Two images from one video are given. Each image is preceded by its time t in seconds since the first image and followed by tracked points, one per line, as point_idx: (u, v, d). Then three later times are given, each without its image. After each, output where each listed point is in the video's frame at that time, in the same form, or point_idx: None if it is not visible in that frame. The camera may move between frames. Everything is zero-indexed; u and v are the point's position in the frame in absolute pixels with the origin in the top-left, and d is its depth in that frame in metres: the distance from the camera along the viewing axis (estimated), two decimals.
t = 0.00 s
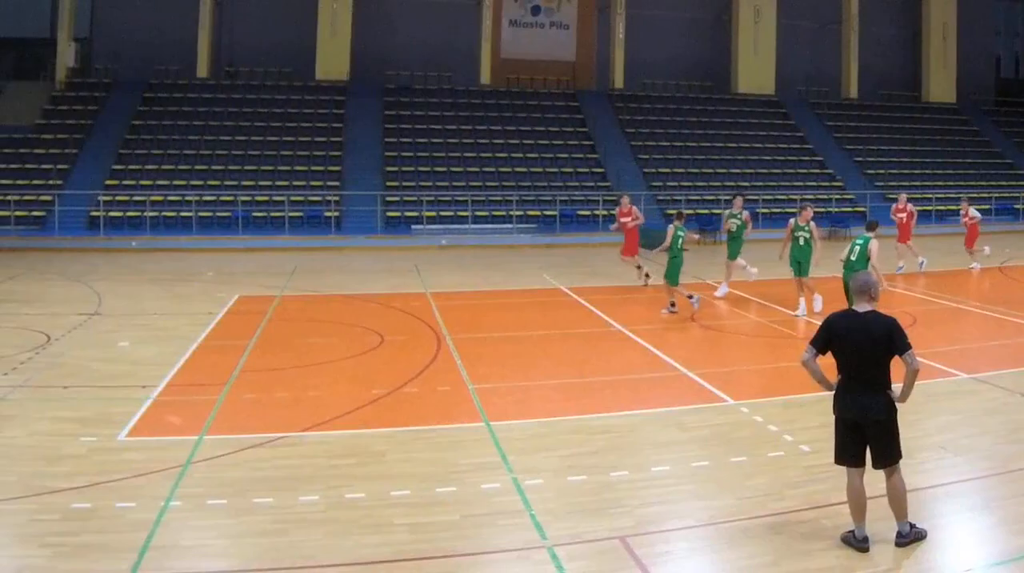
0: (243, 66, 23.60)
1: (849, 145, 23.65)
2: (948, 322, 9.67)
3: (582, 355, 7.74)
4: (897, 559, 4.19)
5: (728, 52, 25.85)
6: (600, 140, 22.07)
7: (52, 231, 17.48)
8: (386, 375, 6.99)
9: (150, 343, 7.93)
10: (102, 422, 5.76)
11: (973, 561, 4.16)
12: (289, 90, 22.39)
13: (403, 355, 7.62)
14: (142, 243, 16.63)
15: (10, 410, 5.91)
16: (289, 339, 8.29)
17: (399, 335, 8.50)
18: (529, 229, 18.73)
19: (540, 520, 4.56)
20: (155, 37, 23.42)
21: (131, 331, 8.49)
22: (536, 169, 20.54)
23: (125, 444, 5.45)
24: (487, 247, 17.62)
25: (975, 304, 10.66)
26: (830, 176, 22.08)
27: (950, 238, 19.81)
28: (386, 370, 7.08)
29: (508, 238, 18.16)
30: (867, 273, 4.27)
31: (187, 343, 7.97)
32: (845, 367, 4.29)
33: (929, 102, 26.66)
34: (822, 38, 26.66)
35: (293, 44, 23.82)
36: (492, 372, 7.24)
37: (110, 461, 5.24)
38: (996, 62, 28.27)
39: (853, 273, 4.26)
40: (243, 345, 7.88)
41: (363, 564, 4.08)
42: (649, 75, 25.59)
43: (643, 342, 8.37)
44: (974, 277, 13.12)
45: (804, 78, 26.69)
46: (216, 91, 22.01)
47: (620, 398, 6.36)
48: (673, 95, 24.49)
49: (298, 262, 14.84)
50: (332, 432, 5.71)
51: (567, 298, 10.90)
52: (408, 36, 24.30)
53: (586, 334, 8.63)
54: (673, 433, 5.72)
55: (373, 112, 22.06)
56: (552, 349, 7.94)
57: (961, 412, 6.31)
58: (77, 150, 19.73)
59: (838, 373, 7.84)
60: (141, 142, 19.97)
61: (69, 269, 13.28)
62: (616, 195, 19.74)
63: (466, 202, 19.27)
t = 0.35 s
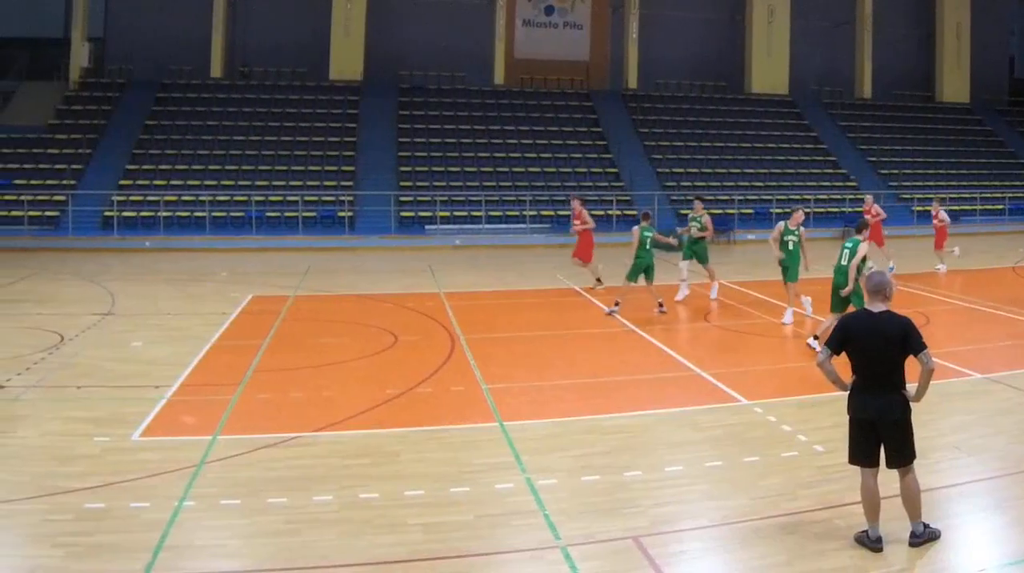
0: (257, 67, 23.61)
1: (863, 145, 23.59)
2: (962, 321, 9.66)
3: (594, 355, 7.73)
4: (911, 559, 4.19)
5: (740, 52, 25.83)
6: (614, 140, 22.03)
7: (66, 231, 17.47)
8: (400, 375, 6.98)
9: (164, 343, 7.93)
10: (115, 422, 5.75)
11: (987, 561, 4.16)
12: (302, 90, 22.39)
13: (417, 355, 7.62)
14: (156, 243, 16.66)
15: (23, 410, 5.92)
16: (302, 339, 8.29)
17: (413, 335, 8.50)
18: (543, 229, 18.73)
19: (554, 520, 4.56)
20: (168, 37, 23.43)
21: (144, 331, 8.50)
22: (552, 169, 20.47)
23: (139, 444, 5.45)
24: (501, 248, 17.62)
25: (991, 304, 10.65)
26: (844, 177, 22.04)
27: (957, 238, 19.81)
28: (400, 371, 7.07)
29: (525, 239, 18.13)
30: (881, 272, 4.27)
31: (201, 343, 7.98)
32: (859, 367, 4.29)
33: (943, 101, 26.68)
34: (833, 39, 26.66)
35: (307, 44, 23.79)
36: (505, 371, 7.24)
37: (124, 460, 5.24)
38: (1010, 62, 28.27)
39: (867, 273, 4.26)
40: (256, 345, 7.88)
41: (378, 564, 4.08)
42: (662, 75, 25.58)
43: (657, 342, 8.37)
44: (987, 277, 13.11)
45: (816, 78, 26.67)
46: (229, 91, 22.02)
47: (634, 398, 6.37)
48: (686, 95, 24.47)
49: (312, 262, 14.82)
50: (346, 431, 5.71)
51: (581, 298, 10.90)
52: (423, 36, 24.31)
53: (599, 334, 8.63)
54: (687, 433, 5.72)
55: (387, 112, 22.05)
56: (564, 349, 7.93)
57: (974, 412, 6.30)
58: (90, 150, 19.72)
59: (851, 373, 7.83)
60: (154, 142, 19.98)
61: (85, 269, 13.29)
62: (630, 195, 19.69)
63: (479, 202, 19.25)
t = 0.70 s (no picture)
0: (271, 67, 23.63)
1: (876, 145, 23.54)
2: (976, 321, 9.67)
3: (606, 354, 7.73)
4: (925, 559, 4.19)
5: (753, 51, 25.79)
6: (627, 140, 22.00)
7: (80, 231, 17.49)
8: (413, 375, 6.98)
9: (178, 343, 7.93)
10: (128, 422, 5.75)
11: (1001, 562, 4.16)
12: (315, 90, 22.42)
13: (431, 355, 7.63)
14: (170, 243, 16.70)
15: (36, 410, 5.92)
16: (315, 339, 8.30)
17: (427, 335, 8.50)
18: (556, 229, 18.74)
19: (567, 520, 4.56)
20: (181, 37, 23.44)
21: (157, 330, 8.50)
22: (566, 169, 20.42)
23: (151, 445, 5.44)
24: (514, 248, 17.63)
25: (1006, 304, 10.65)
26: (858, 176, 21.95)
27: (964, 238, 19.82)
28: (414, 371, 7.07)
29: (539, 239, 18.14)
30: (897, 272, 4.25)
31: (214, 343, 7.99)
32: (874, 367, 4.28)
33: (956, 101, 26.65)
34: (844, 39, 26.64)
35: (322, 44, 23.79)
36: (518, 371, 7.24)
37: (137, 460, 5.24)
38: None
39: (883, 272, 4.24)
40: (268, 345, 7.88)
41: (392, 564, 4.08)
42: (674, 75, 25.57)
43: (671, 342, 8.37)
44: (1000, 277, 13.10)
45: (829, 78, 26.65)
46: (242, 91, 22.02)
47: (647, 398, 6.36)
48: (700, 95, 24.41)
49: (325, 262, 14.83)
50: (359, 431, 5.72)
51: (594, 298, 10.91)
52: (438, 36, 24.33)
53: (610, 333, 8.64)
54: (699, 433, 5.72)
55: (400, 112, 22.05)
56: (576, 348, 7.93)
57: (986, 412, 6.30)
58: (103, 150, 19.72)
59: (865, 372, 7.82)
60: (168, 142, 19.99)
61: (101, 269, 13.31)
62: (643, 195, 19.63)
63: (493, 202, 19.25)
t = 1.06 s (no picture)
0: (284, 66, 23.62)
1: (891, 146, 23.53)
2: (989, 321, 9.67)
3: (618, 354, 7.73)
4: (939, 559, 4.18)
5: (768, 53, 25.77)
6: (641, 139, 21.99)
7: (93, 230, 17.52)
8: (425, 375, 6.97)
9: (191, 343, 7.93)
10: (142, 422, 5.76)
11: (1015, 562, 4.15)
12: (330, 90, 22.43)
13: (444, 355, 7.63)
14: (183, 243, 16.73)
15: (49, 410, 5.93)
16: (329, 339, 8.31)
17: (440, 335, 8.50)
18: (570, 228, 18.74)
19: (581, 520, 4.55)
20: (193, 37, 23.41)
21: (170, 331, 8.50)
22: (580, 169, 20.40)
23: (165, 445, 5.45)
24: (528, 248, 17.64)
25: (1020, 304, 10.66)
26: (872, 177, 21.91)
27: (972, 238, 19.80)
28: (428, 371, 7.08)
29: (553, 239, 18.14)
30: (910, 272, 4.24)
31: (228, 343, 8.00)
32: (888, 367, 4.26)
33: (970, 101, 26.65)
34: (857, 39, 26.60)
35: (336, 44, 23.77)
36: (531, 371, 7.24)
37: (151, 460, 5.24)
38: None
39: (897, 273, 4.23)
40: (282, 345, 7.89)
41: (407, 564, 4.08)
42: (689, 75, 25.54)
43: (684, 342, 8.38)
44: (1013, 277, 13.09)
45: (843, 78, 26.63)
46: (257, 91, 22.03)
47: (659, 398, 6.36)
48: (713, 95, 24.37)
49: (340, 262, 14.84)
50: (373, 431, 5.72)
51: (609, 298, 10.91)
52: (454, 37, 24.32)
53: (623, 334, 8.64)
54: (713, 433, 5.72)
55: (414, 112, 22.05)
56: (588, 349, 7.93)
57: (1000, 412, 6.30)
58: (117, 150, 19.75)
59: (879, 373, 7.82)
60: (182, 142, 20.01)
61: (116, 269, 13.32)
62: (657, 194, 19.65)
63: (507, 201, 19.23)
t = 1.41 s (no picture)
0: (298, 67, 23.62)
1: (904, 145, 23.47)
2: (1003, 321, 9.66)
3: (630, 354, 7.73)
4: (953, 560, 4.18)
5: (780, 54, 25.73)
6: (655, 139, 21.95)
7: (107, 230, 17.56)
8: (439, 375, 6.98)
9: (205, 343, 7.93)
10: (155, 422, 5.76)
11: None
12: (344, 90, 22.44)
13: (457, 355, 7.62)
14: (197, 243, 16.75)
15: (61, 410, 5.93)
16: (342, 339, 8.31)
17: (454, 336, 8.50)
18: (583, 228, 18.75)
19: (594, 520, 4.55)
20: (208, 37, 23.43)
21: (183, 331, 8.50)
22: (594, 169, 20.38)
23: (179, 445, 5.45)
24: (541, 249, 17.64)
25: None
26: (886, 176, 21.86)
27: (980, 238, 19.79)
28: (442, 371, 7.08)
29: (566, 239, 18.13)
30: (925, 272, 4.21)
31: (242, 343, 8.01)
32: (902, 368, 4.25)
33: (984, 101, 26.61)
34: (869, 38, 26.53)
35: (351, 44, 23.75)
36: (544, 371, 7.24)
37: (165, 460, 5.24)
38: None
39: (911, 273, 4.20)
40: (295, 345, 7.89)
41: (420, 564, 4.08)
42: (702, 75, 25.52)
43: (698, 342, 8.37)
44: None
45: (856, 78, 26.59)
46: (271, 91, 22.04)
47: (672, 399, 6.36)
48: (726, 95, 24.32)
49: (354, 262, 14.84)
50: (386, 431, 5.72)
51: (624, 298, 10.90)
52: (469, 37, 24.32)
53: (637, 335, 8.64)
54: (726, 433, 5.72)
55: (428, 112, 22.04)
56: (600, 349, 7.93)
57: (1013, 412, 6.29)
58: (131, 150, 19.75)
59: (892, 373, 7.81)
60: (196, 142, 20.03)
61: (130, 269, 13.33)
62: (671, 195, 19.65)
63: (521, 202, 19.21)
